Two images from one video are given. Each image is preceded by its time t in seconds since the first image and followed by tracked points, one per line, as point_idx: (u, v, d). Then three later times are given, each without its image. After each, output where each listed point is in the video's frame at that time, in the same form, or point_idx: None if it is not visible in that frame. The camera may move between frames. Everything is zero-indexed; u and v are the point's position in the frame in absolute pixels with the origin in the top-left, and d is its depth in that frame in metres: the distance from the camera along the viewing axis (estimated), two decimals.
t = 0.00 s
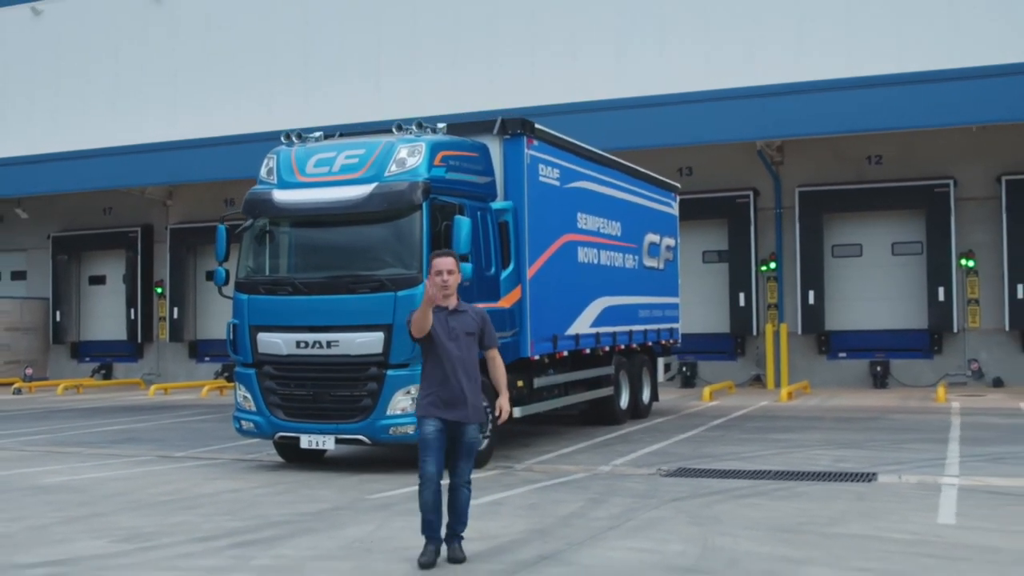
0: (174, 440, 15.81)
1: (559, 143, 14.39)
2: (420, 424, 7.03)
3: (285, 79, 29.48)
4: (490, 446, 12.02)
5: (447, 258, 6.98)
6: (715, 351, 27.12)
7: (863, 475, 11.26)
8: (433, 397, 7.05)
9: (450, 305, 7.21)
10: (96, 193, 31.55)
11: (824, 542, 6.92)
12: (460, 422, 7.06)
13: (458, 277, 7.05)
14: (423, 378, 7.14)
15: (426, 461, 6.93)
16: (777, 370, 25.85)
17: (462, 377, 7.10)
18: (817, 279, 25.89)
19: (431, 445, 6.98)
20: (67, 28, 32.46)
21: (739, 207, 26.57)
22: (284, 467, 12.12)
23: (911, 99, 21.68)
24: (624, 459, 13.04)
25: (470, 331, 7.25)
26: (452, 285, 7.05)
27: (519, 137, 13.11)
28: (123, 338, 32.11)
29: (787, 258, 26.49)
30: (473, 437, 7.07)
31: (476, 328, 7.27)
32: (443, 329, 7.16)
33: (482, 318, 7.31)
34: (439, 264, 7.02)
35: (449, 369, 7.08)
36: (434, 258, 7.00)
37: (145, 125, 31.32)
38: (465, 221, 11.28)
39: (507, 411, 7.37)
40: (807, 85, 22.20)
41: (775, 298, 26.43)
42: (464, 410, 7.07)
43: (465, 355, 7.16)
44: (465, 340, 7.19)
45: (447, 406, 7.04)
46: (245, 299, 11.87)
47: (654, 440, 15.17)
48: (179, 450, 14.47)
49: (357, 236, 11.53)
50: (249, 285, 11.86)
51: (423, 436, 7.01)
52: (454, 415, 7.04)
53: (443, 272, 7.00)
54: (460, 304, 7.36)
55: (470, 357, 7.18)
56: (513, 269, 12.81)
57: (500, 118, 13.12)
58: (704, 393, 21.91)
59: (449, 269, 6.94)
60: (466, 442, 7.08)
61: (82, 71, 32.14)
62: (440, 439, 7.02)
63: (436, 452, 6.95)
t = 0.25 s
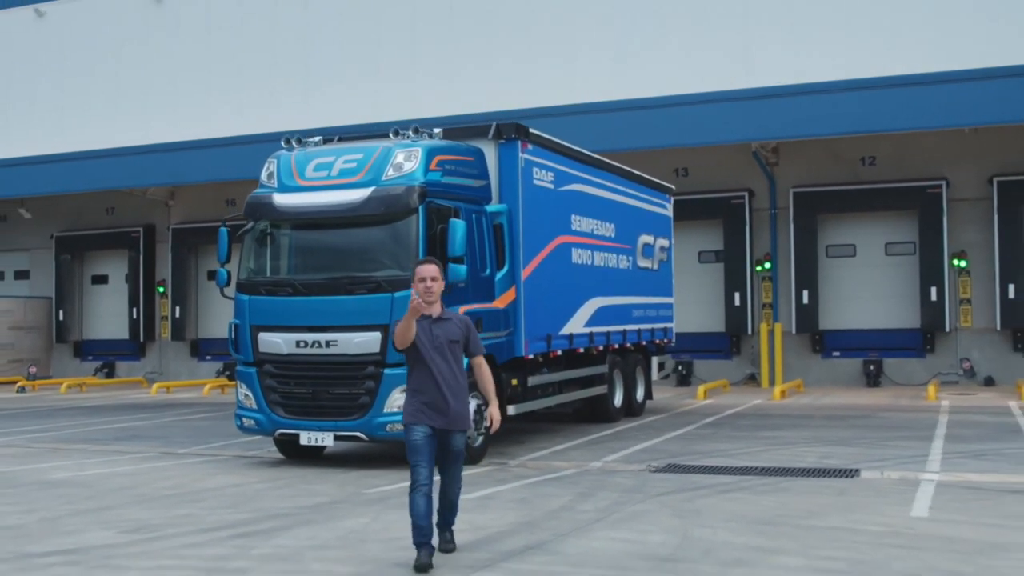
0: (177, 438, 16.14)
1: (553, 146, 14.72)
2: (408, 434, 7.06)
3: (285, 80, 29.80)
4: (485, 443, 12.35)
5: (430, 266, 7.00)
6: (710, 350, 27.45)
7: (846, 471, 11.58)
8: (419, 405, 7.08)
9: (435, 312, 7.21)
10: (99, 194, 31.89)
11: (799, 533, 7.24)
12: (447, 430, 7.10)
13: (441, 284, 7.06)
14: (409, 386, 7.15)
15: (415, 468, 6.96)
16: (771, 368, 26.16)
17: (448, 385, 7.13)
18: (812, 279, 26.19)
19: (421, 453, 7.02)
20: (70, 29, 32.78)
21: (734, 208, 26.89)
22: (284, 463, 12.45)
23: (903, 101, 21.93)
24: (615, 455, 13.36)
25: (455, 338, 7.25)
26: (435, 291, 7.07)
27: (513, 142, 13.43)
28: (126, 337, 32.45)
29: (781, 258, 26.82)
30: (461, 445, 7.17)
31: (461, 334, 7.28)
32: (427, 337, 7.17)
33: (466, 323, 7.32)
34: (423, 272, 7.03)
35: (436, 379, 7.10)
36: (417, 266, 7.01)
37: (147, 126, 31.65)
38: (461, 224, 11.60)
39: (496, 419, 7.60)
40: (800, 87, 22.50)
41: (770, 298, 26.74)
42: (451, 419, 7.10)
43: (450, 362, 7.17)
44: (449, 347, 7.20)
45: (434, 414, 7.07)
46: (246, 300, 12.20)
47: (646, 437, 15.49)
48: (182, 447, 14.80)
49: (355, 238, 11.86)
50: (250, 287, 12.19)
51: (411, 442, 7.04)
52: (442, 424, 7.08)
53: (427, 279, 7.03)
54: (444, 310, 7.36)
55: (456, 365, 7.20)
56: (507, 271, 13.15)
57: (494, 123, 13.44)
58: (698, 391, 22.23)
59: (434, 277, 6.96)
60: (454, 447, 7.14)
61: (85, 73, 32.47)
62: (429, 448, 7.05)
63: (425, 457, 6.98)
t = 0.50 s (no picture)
0: (179, 435, 16.48)
1: (548, 150, 15.04)
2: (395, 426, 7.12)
3: (286, 82, 30.11)
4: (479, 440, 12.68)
5: (419, 256, 7.09)
6: (706, 348, 27.76)
7: (831, 467, 11.91)
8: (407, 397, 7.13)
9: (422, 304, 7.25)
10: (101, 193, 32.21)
11: (775, 524, 7.57)
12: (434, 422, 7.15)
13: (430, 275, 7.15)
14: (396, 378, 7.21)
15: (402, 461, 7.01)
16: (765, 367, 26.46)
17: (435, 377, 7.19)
18: (806, 279, 26.47)
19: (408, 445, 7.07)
20: (73, 30, 33.10)
21: (729, 208, 27.18)
22: (284, 460, 12.79)
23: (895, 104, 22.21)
24: (607, 452, 13.71)
25: (442, 330, 7.29)
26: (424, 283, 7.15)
27: (508, 145, 13.75)
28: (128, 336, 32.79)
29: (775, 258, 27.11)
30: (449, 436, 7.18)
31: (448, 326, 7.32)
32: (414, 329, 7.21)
33: (453, 315, 7.36)
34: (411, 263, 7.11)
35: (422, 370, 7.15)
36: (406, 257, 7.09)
37: (149, 126, 31.97)
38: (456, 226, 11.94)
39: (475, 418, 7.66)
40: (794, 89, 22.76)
41: (764, 297, 27.05)
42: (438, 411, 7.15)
43: (437, 354, 7.22)
44: (437, 338, 7.25)
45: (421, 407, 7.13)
46: (247, 300, 12.53)
47: (638, 435, 15.83)
48: (184, 443, 15.14)
49: (353, 240, 12.19)
50: (251, 287, 12.51)
51: (398, 439, 7.10)
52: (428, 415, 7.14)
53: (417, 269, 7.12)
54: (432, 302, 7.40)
55: (443, 356, 7.25)
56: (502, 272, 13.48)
57: (490, 128, 13.76)
58: (692, 390, 22.56)
59: (422, 268, 7.05)
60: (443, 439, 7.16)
61: (87, 73, 32.77)
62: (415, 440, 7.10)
63: (410, 452, 7.03)
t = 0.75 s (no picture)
0: (180, 432, 16.78)
1: (542, 153, 15.34)
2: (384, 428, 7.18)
3: (287, 83, 30.40)
4: (473, 437, 12.98)
5: (417, 262, 7.30)
6: (701, 347, 28.07)
7: (816, 463, 12.22)
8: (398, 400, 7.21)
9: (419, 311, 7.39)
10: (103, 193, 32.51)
11: (756, 516, 7.89)
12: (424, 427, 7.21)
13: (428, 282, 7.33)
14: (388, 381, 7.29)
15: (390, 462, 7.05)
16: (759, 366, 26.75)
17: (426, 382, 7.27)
18: (800, 279, 26.76)
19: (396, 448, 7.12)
20: (74, 31, 33.39)
21: (724, 209, 27.48)
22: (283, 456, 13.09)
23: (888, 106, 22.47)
24: (600, 449, 14.01)
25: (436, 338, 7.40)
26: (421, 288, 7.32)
27: (503, 149, 14.06)
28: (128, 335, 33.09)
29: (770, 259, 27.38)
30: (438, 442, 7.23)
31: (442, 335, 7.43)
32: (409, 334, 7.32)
33: (448, 325, 7.47)
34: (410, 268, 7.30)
35: (415, 375, 7.25)
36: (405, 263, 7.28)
37: (150, 126, 32.26)
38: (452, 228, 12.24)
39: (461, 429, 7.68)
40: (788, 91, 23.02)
41: (758, 297, 27.34)
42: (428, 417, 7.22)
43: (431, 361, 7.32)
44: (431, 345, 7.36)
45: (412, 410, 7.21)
46: (248, 300, 12.83)
47: (631, 432, 16.13)
48: (185, 440, 15.44)
49: (351, 242, 12.49)
50: (252, 287, 12.82)
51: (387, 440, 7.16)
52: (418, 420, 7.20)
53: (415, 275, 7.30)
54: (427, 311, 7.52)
55: (436, 364, 7.35)
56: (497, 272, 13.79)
57: (485, 131, 14.06)
58: (686, 388, 22.86)
59: (420, 273, 7.25)
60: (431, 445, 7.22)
61: (89, 73, 33.06)
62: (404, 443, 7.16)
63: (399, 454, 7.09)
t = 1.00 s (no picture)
0: (180, 430, 17.06)
1: (537, 155, 15.63)
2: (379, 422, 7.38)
3: (286, 84, 30.67)
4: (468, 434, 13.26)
5: (413, 255, 7.39)
6: (695, 346, 28.36)
7: (803, 460, 12.51)
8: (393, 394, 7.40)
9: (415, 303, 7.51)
10: (103, 193, 32.77)
11: (738, 510, 8.17)
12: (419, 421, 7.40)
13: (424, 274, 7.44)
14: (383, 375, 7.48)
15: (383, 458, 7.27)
16: (753, 366, 27.03)
17: (422, 375, 7.43)
18: (793, 279, 27.04)
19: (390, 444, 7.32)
20: (75, 31, 33.65)
21: (718, 209, 27.75)
22: (282, 453, 13.38)
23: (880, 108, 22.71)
24: (592, 446, 14.30)
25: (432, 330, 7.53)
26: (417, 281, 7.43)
27: (497, 152, 14.35)
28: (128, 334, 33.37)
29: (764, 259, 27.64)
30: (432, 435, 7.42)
31: (439, 326, 7.55)
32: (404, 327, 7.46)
33: (445, 315, 7.59)
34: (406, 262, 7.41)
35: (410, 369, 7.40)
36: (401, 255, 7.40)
37: (150, 126, 32.53)
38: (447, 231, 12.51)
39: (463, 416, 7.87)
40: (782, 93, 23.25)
41: (752, 297, 27.61)
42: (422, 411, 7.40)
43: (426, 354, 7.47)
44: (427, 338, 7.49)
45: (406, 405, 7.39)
46: (247, 300, 13.12)
47: (624, 430, 16.42)
48: (185, 438, 15.72)
49: (348, 243, 12.77)
50: (251, 288, 13.10)
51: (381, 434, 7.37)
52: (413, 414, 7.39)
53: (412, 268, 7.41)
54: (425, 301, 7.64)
55: (432, 355, 7.50)
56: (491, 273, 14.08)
57: (480, 135, 14.34)
58: (680, 387, 23.14)
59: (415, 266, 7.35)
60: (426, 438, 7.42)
61: (89, 74, 33.32)
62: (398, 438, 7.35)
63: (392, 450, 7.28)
